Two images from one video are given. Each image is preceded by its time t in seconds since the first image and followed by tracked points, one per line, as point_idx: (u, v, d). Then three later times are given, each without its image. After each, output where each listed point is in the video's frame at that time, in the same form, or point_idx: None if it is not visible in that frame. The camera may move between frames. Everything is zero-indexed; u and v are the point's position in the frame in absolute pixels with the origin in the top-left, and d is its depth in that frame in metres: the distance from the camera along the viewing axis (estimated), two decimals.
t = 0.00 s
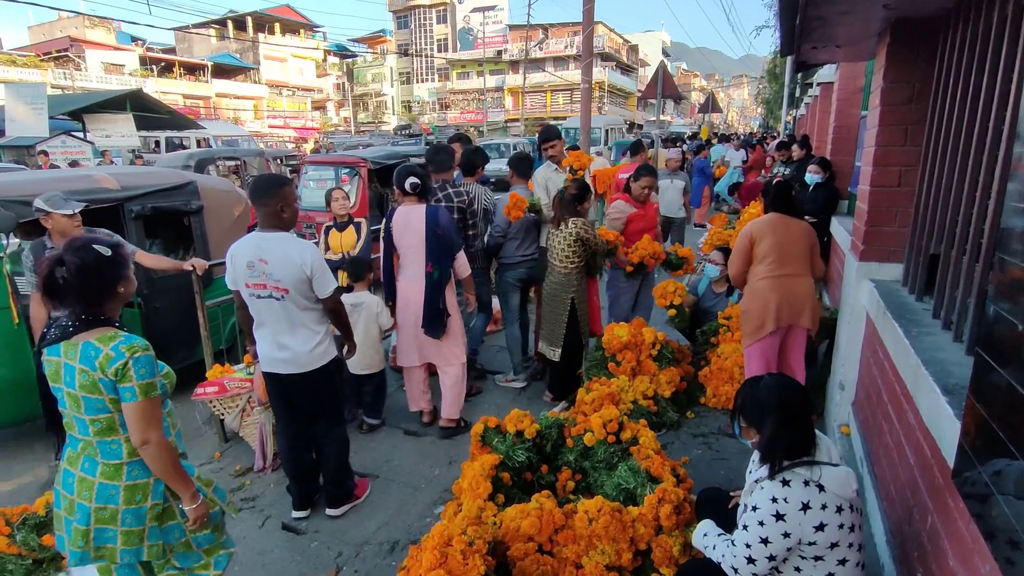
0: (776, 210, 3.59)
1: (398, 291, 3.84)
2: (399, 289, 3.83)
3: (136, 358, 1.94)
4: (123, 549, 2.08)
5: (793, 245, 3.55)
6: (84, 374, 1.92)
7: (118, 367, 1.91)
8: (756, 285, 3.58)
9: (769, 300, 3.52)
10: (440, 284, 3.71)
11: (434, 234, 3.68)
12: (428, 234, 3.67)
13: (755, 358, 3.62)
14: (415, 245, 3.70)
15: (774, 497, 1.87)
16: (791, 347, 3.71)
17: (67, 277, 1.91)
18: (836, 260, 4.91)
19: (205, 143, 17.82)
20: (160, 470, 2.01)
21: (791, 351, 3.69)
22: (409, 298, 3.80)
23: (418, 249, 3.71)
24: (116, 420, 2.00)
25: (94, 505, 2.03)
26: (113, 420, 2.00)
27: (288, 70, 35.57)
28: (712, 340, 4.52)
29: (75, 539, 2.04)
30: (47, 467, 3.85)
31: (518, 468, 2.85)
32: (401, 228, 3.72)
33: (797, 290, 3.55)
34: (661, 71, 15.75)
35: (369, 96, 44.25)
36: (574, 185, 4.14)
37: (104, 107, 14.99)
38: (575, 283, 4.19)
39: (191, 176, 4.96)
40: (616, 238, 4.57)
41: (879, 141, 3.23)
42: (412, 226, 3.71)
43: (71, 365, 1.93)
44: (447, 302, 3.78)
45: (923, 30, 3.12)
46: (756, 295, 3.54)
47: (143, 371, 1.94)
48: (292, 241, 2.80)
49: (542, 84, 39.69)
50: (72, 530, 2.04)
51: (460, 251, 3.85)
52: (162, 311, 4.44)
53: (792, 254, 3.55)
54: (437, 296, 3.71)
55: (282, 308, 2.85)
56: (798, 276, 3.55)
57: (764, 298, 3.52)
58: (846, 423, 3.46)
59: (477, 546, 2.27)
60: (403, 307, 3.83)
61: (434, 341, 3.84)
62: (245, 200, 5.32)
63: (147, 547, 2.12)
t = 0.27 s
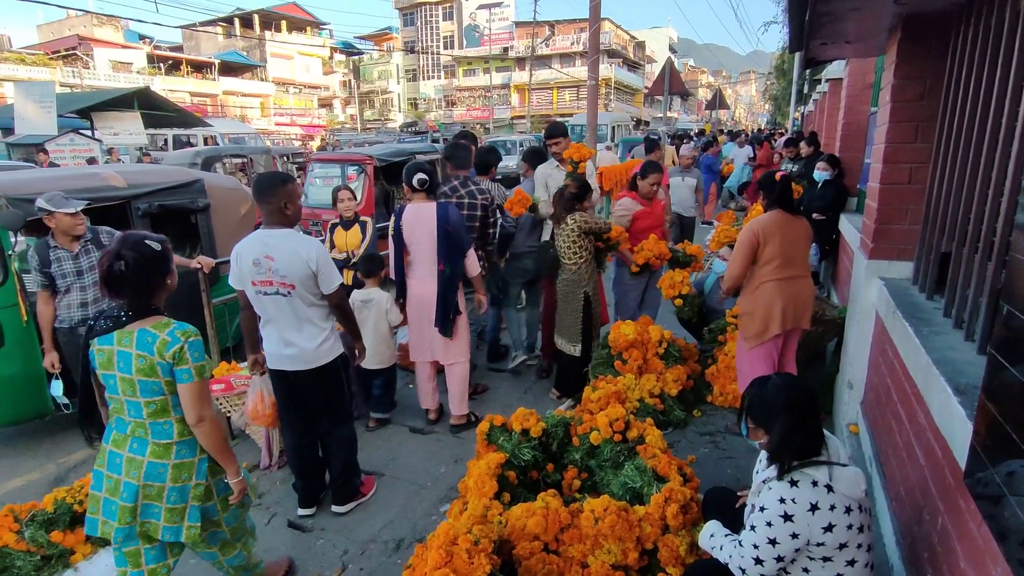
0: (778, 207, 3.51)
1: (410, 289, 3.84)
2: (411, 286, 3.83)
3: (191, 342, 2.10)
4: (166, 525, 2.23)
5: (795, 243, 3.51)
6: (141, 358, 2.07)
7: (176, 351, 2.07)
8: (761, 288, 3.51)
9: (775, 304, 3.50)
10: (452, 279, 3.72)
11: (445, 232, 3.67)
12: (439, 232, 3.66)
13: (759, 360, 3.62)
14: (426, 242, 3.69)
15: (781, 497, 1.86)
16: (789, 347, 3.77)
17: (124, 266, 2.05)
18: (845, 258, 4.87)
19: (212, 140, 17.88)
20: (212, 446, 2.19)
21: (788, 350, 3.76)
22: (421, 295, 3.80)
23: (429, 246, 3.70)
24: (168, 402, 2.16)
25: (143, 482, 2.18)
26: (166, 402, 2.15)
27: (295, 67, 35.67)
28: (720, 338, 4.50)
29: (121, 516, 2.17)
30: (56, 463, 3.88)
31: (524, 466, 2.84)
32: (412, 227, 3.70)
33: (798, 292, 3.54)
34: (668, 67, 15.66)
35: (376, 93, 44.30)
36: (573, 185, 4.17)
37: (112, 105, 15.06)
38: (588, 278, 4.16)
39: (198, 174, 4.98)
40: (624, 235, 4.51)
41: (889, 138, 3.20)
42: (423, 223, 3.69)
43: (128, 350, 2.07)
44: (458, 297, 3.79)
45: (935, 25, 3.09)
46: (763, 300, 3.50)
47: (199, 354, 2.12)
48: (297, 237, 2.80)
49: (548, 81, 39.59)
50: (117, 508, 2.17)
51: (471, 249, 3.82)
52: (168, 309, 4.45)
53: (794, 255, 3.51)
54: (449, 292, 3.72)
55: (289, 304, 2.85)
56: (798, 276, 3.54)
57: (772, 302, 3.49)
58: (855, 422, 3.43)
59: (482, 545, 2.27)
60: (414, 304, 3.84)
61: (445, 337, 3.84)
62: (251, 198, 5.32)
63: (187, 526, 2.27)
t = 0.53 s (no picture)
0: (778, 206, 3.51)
1: (416, 287, 3.83)
2: (417, 284, 3.82)
3: (248, 330, 2.25)
4: (212, 500, 2.33)
5: (801, 239, 3.53)
6: (200, 341, 2.21)
7: (233, 338, 2.22)
8: (774, 289, 3.49)
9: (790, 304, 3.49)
10: (459, 278, 3.73)
11: (451, 231, 3.66)
12: (445, 231, 3.65)
13: (770, 364, 3.59)
14: (432, 240, 3.69)
15: (786, 496, 1.85)
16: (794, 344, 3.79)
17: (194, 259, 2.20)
18: (851, 255, 4.84)
19: (217, 139, 17.93)
20: (260, 425, 2.34)
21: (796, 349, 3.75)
22: (428, 293, 3.80)
23: (436, 244, 3.70)
24: (218, 382, 2.29)
25: (191, 455, 2.31)
26: (216, 382, 2.29)
27: (300, 65, 35.73)
28: (725, 336, 4.49)
29: (172, 486, 2.32)
30: (63, 459, 3.91)
31: (528, 464, 2.84)
32: (419, 226, 3.70)
33: (807, 289, 3.56)
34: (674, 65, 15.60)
35: (381, 91, 44.33)
36: (577, 181, 4.13)
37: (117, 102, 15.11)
38: (591, 275, 4.15)
39: (203, 172, 4.99)
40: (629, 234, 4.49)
41: (897, 135, 3.17)
42: (429, 221, 3.69)
43: (186, 333, 2.20)
44: (467, 295, 3.79)
45: (943, 22, 3.06)
46: (778, 301, 3.49)
47: (253, 341, 2.26)
48: (301, 233, 2.80)
49: (553, 78, 39.52)
50: (169, 478, 2.32)
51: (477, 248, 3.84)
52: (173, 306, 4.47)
53: (800, 252, 3.52)
54: (455, 290, 3.72)
55: (294, 300, 2.85)
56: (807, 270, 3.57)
57: (788, 302, 3.49)
58: (860, 421, 3.41)
59: (486, 543, 2.27)
60: (421, 302, 3.83)
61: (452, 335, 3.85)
62: (256, 195, 5.33)
63: (231, 499, 2.38)
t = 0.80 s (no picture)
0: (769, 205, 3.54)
1: (418, 287, 3.83)
2: (420, 283, 3.82)
3: (278, 324, 2.26)
4: (224, 490, 2.37)
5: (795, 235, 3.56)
6: (230, 331, 2.21)
7: (265, 330, 2.23)
8: (783, 284, 3.49)
9: (799, 298, 3.50)
10: (462, 278, 3.73)
11: (453, 231, 3.66)
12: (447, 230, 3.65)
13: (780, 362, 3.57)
14: (435, 239, 3.70)
15: (787, 496, 1.85)
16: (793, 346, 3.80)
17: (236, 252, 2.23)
18: (855, 256, 4.83)
19: (221, 138, 17.97)
20: (282, 417, 2.35)
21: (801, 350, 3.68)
22: (429, 291, 3.80)
23: (438, 243, 3.70)
24: (243, 373, 2.30)
25: (209, 444, 2.33)
26: (240, 373, 2.30)
27: (304, 65, 35.80)
28: (727, 336, 4.48)
29: (195, 470, 2.38)
30: (67, 458, 3.93)
31: (530, 464, 2.85)
32: (421, 225, 3.71)
33: (810, 281, 3.58)
34: (677, 64, 15.57)
35: (384, 91, 44.38)
36: (581, 179, 4.10)
37: (122, 102, 15.16)
38: (589, 275, 4.15)
39: (206, 171, 5.00)
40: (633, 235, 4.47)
41: (900, 135, 3.16)
42: (433, 220, 3.69)
43: (217, 323, 2.21)
44: (468, 296, 3.77)
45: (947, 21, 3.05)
46: (788, 295, 3.48)
47: (283, 334, 2.27)
48: (302, 234, 2.83)
49: (557, 78, 39.50)
50: (191, 463, 2.37)
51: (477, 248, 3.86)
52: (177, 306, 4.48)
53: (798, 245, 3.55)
54: (457, 290, 3.71)
55: (294, 300, 2.87)
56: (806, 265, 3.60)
57: (797, 296, 3.49)
58: (863, 421, 3.41)
59: (488, 542, 2.27)
60: (423, 302, 3.83)
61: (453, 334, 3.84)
62: (258, 195, 5.34)
63: (241, 492, 2.40)
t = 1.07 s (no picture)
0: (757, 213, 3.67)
1: (421, 287, 3.82)
2: (422, 284, 3.81)
3: (284, 318, 2.28)
4: (230, 489, 2.37)
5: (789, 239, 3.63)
6: (238, 327, 2.22)
7: (271, 325, 2.24)
8: (784, 280, 3.48)
9: (802, 292, 3.49)
10: (465, 276, 3.74)
11: (458, 227, 3.69)
12: (452, 227, 3.68)
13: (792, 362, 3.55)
14: (439, 237, 3.70)
15: (790, 498, 1.84)
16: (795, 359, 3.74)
17: (246, 245, 2.25)
18: (859, 257, 4.82)
19: (226, 139, 18.03)
20: (289, 413, 2.35)
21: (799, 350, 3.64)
22: (433, 290, 3.80)
23: (442, 242, 3.70)
24: (250, 370, 2.31)
25: (216, 442, 2.33)
26: (248, 370, 2.31)
27: (309, 66, 35.90)
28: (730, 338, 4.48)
29: (201, 468, 2.39)
30: (71, 457, 3.94)
31: (532, 465, 2.84)
32: (424, 225, 3.71)
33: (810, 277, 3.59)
34: (681, 65, 15.55)
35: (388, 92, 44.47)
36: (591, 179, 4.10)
37: (127, 103, 15.22)
38: (589, 276, 4.15)
39: (210, 172, 5.02)
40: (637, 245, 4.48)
41: (904, 137, 3.15)
42: (436, 219, 3.70)
43: (225, 320, 2.22)
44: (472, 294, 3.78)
45: (952, 23, 3.04)
46: (791, 289, 3.47)
47: (289, 329, 2.29)
48: (305, 233, 2.84)
49: (561, 79, 39.51)
50: (198, 461, 2.38)
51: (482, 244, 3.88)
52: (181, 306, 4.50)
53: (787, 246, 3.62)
54: (462, 287, 3.72)
55: (296, 299, 2.86)
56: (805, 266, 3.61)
57: (801, 289, 3.48)
58: (867, 423, 3.39)
59: (490, 542, 2.27)
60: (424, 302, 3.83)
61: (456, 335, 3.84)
62: (262, 195, 5.36)
63: (248, 492, 2.40)
